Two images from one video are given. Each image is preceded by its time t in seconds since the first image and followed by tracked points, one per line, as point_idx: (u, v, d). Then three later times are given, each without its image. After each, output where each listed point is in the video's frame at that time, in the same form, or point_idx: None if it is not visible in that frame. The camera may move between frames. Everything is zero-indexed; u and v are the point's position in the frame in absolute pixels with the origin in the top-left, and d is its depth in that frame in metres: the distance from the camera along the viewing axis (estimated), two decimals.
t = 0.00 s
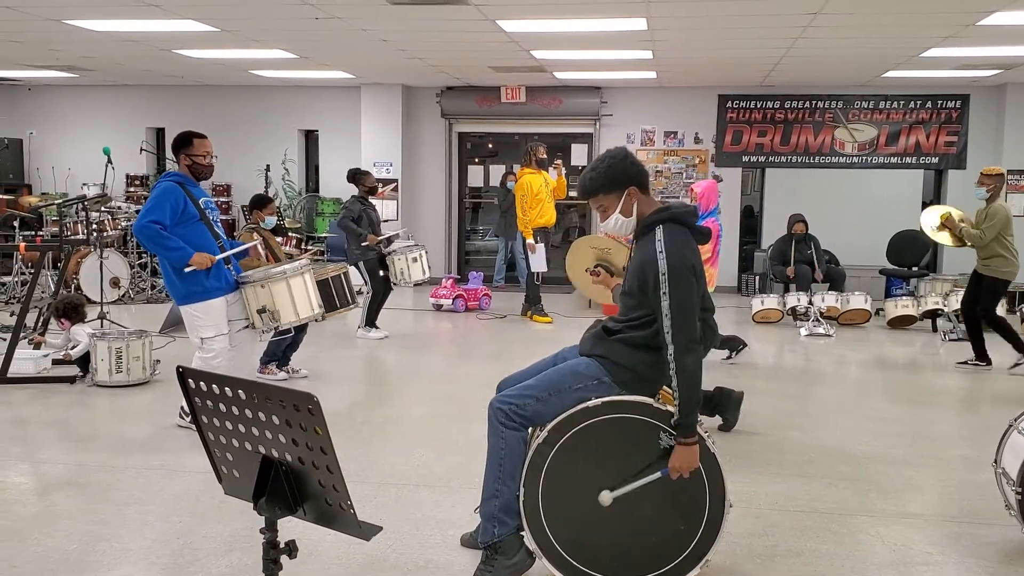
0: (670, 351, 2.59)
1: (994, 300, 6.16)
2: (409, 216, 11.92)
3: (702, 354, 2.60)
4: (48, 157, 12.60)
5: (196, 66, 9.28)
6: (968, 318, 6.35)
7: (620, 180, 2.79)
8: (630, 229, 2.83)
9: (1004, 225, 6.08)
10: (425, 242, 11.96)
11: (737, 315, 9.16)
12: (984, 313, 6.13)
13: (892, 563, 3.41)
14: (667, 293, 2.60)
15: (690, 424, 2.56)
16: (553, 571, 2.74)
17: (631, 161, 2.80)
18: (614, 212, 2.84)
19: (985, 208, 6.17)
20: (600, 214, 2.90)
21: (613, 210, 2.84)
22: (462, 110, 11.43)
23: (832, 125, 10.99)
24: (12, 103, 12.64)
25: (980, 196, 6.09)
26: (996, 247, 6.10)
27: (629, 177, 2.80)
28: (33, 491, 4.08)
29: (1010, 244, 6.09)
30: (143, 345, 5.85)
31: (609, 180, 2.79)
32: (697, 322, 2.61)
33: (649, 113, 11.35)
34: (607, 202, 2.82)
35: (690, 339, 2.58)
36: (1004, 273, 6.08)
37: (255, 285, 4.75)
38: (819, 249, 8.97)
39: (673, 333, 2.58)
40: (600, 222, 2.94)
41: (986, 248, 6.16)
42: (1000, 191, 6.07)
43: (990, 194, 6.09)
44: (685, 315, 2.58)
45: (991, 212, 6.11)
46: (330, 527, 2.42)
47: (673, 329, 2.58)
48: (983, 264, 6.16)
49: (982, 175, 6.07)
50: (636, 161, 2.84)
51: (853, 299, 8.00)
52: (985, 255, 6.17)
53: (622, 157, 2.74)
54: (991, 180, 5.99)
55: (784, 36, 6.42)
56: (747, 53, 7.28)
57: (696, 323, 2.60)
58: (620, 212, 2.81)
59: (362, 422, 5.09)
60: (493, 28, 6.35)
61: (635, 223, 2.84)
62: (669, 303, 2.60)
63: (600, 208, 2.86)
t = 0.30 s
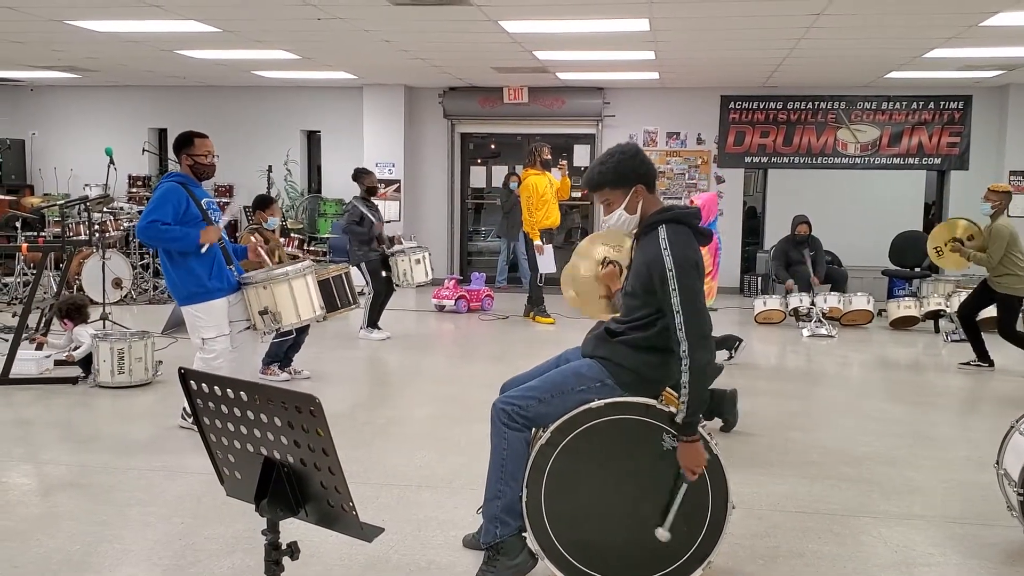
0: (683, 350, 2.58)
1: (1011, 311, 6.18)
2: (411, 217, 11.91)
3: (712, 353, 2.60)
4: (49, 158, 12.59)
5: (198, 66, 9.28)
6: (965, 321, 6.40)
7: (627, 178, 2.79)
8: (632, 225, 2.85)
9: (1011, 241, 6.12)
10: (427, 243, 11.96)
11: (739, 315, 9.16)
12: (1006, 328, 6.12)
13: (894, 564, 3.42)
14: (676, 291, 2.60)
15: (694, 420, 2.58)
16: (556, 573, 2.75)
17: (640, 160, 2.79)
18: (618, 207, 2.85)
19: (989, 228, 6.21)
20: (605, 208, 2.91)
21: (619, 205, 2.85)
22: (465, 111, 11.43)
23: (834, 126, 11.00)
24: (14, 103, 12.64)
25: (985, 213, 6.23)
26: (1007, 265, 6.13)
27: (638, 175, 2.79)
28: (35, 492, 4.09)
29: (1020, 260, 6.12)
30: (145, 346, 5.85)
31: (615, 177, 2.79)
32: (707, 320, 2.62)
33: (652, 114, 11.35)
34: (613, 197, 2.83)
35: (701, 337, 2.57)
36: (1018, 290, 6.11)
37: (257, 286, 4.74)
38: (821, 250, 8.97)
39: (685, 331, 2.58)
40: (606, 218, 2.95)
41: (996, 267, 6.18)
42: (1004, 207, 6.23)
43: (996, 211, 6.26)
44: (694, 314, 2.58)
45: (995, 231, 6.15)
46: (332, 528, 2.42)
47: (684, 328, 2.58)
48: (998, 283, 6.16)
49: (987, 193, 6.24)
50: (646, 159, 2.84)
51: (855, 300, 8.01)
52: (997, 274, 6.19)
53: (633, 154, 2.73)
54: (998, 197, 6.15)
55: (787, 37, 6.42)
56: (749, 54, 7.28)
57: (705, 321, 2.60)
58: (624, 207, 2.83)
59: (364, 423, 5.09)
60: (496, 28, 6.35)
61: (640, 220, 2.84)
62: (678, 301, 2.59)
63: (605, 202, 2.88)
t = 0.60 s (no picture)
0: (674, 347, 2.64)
1: (1011, 321, 6.17)
2: (413, 218, 11.92)
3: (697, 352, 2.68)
4: (52, 159, 12.62)
5: (200, 68, 9.30)
6: (964, 323, 6.42)
7: (626, 185, 2.79)
8: (636, 232, 2.85)
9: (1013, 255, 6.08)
10: (430, 244, 11.97)
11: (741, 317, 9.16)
12: (999, 338, 6.16)
13: (897, 565, 3.41)
14: (679, 289, 2.63)
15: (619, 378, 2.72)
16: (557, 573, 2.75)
17: (639, 165, 2.79)
18: (620, 216, 2.85)
19: (990, 242, 6.16)
20: (607, 216, 2.91)
21: (620, 214, 2.85)
22: (467, 112, 11.44)
23: (836, 127, 11.00)
24: (17, 105, 12.67)
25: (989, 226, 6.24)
26: (1010, 280, 6.08)
27: (637, 182, 2.80)
28: (38, 493, 4.09)
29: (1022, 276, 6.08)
30: (148, 347, 5.86)
31: (614, 185, 2.79)
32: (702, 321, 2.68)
33: (654, 115, 11.35)
34: (614, 207, 2.83)
35: (695, 336, 2.64)
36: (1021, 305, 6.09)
37: (261, 288, 4.75)
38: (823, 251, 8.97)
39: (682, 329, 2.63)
40: (609, 226, 2.95)
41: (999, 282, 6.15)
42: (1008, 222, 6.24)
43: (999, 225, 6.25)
44: (692, 312, 2.63)
45: (997, 246, 6.09)
46: (335, 530, 2.42)
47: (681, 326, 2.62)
48: (1001, 298, 6.15)
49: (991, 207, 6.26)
50: (643, 164, 2.83)
51: (858, 300, 8.01)
52: (1000, 288, 6.17)
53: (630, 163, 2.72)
54: (1001, 210, 6.15)
55: (788, 38, 6.42)
56: (750, 55, 7.29)
57: (701, 322, 2.67)
58: (626, 215, 2.83)
59: (366, 424, 5.09)
60: (497, 29, 6.36)
61: (643, 227, 2.85)
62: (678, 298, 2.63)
63: (606, 211, 2.87)
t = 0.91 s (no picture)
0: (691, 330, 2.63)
1: (1002, 337, 6.20)
2: (415, 219, 11.92)
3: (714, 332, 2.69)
4: (53, 160, 12.61)
5: (201, 68, 9.28)
6: (956, 324, 6.48)
7: (622, 182, 2.79)
8: (631, 229, 2.85)
9: (1010, 268, 6.12)
10: (431, 245, 11.97)
11: (741, 317, 9.16)
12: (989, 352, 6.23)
13: (897, 565, 3.41)
14: (687, 275, 2.64)
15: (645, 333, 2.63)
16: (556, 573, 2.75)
17: (637, 163, 2.81)
18: (615, 213, 2.85)
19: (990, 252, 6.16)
20: (601, 214, 2.91)
21: (615, 211, 2.85)
22: (469, 113, 11.44)
23: (837, 128, 11.00)
24: (18, 105, 12.66)
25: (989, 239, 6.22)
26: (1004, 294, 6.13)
27: (632, 180, 2.80)
28: (38, 494, 4.09)
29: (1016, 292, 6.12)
30: (148, 348, 5.86)
31: (611, 182, 2.79)
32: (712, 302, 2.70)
33: (655, 116, 11.35)
34: (609, 203, 2.83)
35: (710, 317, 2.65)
36: (1011, 320, 6.14)
37: (263, 289, 4.74)
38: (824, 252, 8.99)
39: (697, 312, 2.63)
40: (604, 224, 2.95)
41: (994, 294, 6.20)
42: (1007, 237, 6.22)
43: (999, 238, 6.21)
44: (707, 292, 2.65)
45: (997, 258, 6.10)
46: (333, 530, 2.41)
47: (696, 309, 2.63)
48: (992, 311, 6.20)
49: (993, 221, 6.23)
50: (641, 163, 2.85)
51: (858, 301, 8.01)
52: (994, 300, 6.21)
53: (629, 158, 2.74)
54: (1001, 224, 6.11)
55: (790, 38, 6.42)
56: (751, 56, 7.30)
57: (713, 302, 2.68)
58: (621, 212, 2.82)
59: (367, 424, 5.09)
60: (499, 30, 6.35)
61: (637, 224, 2.84)
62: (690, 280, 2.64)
63: (602, 209, 2.88)
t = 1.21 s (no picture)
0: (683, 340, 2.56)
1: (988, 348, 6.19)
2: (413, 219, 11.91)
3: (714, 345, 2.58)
4: (50, 161, 12.59)
5: (199, 68, 9.27)
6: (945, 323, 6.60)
7: (616, 190, 2.80)
8: (631, 235, 2.83)
9: (1001, 279, 6.14)
10: (429, 245, 11.97)
11: (740, 317, 9.16)
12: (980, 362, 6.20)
13: (895, 565, 3.41)
14: (676, 283, 2.59)
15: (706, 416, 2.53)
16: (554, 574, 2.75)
17: (627, 167, 2.81)
18: (613, 221, 2.84)
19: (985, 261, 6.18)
20: (601, 223, 2.91)
21: (613, 218, 2.84)
22: (467, 113, 11.44)
23: (835, 128, 11.00)
24: (15, 106, 12.64)
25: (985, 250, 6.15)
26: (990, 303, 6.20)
27: (625, 186, 2.80)
28: (35, 495, 4.08)
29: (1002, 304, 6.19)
30: (146, 348, 5.86)
31: (604, 190, 2.80)
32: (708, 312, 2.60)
33: (653, 116, 11.35)
34: (606, 213, 2.84)
35: (703, 327, 2.56)
36: (995, 330, 6.17)
37: (261, 290, 4.74)
38: (823, 253, 8.99)
39: (687, 322, 2.56)
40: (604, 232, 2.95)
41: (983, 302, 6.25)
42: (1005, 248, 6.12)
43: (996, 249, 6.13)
44: (697, 302, 2.57)
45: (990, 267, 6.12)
46: (329, 529, 2.41)
47: (685, 319, 2.56)
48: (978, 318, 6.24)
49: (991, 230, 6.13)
50: (633, 168, 2.85)
51: (857, 301, 8.01)
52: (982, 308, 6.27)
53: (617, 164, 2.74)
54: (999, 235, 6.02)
55: (787, 39, 6.41)
56: (749, 57, 7.30)
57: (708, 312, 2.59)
58: (619, 219, 2.82)
59: (365, 425, 5.09)
60: (496, 31, 6.35)
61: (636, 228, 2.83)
62: (679, 290, 2.58)
63: (601, 218, 2.88)
